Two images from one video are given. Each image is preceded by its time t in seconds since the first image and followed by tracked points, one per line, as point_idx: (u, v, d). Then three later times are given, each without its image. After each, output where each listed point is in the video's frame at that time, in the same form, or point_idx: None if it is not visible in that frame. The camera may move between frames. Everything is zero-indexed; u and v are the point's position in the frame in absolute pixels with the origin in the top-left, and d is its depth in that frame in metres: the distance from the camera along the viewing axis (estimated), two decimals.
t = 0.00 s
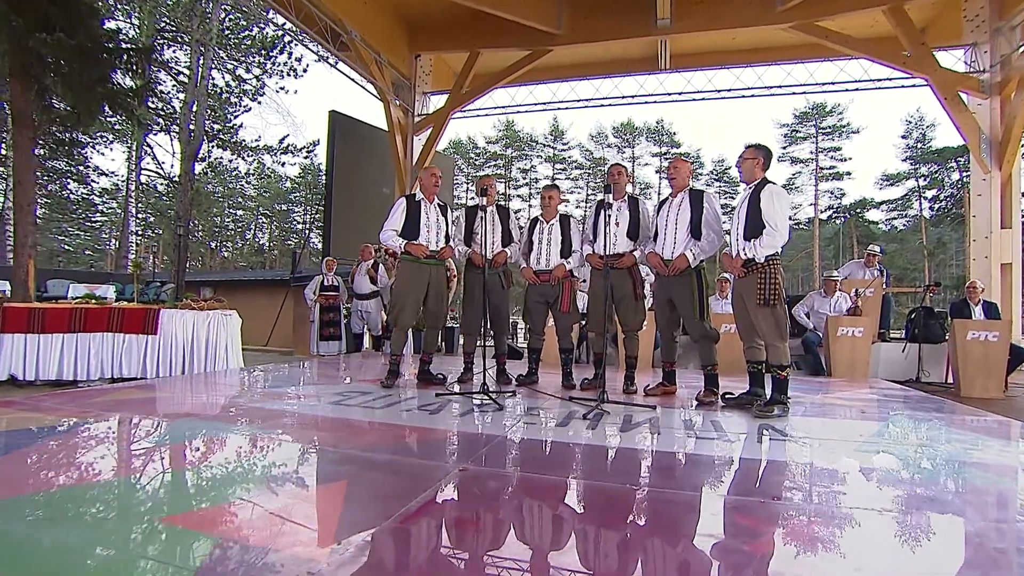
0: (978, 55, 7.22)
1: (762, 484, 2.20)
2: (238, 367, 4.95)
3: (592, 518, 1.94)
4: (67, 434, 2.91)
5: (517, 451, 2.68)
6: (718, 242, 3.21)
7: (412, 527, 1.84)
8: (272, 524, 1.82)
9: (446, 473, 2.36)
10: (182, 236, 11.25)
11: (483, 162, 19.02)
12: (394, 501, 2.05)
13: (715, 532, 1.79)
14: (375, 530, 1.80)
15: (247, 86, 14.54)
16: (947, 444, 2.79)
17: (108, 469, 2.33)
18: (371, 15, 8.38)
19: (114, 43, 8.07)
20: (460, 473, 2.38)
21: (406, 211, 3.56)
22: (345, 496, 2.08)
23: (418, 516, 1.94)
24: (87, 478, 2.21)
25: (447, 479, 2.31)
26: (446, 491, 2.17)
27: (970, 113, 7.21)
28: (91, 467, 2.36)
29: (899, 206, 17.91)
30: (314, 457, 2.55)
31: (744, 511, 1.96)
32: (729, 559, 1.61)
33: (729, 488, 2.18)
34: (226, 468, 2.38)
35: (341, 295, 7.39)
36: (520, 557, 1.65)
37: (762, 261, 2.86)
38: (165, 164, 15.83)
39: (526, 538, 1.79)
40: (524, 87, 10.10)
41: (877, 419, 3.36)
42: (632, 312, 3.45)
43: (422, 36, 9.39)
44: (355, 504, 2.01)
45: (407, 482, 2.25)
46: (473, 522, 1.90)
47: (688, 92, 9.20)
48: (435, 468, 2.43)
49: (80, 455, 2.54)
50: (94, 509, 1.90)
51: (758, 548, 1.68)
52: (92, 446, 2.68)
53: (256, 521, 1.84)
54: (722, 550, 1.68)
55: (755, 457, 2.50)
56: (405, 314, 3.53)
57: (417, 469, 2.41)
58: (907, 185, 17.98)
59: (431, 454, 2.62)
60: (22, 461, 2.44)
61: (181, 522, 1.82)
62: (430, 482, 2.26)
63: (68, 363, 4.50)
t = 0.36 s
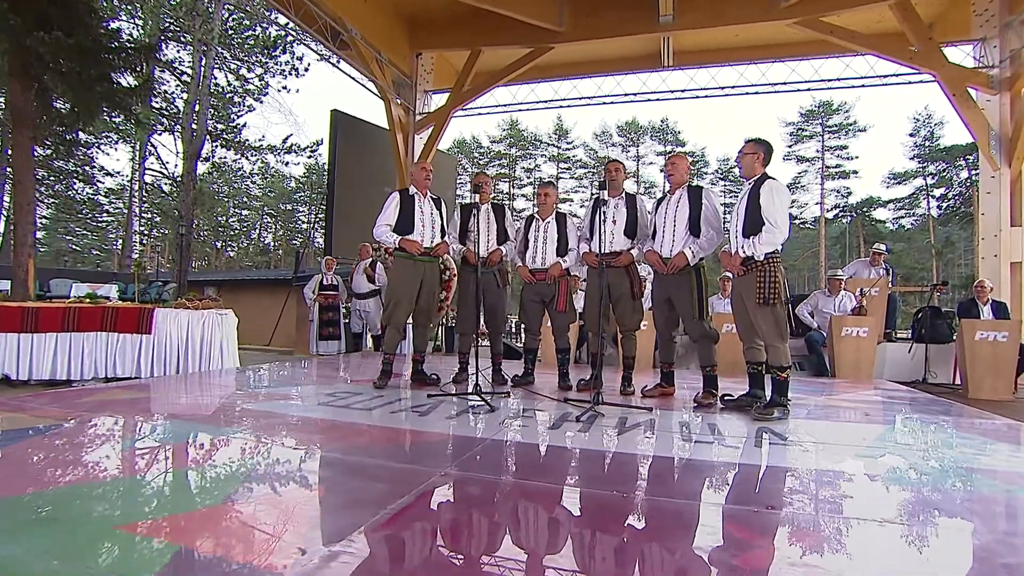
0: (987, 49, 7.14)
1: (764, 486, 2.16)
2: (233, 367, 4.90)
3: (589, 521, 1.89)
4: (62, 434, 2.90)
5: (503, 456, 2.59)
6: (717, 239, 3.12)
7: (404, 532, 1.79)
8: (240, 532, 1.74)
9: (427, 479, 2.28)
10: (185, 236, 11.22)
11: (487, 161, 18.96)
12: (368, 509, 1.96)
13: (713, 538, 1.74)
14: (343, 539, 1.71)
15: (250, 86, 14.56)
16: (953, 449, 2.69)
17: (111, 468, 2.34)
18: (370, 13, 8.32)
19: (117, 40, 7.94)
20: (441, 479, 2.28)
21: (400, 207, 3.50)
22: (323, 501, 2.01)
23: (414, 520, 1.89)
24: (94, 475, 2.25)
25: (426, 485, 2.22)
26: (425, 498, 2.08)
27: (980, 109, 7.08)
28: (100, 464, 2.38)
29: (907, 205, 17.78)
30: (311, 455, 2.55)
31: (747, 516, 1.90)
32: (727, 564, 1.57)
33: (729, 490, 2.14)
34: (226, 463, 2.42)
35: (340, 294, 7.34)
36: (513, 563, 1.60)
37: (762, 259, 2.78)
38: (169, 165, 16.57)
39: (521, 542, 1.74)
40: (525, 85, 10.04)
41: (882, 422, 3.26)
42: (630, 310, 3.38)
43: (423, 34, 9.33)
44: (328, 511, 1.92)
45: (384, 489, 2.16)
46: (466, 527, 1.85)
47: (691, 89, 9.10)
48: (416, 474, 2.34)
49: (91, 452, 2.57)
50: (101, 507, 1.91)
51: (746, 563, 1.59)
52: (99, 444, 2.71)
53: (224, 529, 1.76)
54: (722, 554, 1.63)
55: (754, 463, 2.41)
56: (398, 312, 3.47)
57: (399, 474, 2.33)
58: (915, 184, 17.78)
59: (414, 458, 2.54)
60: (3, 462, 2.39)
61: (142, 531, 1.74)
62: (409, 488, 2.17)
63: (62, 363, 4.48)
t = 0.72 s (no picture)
0: (997, 44, 7.01)
1: (767, 489, 2.12)
2: (229, 366, 4.87)
3: (588, 524, 1.84)
4: (53, 433, 2.86)
5: (488, 460, 2.50)
6: (716, 236, 3.05)
7: (400, 533, 1.74)
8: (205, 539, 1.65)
9: (405, 484, 2.19)
10: (187, 235, 11.19)
11: (492, 161, 18.88)
12: (338, 516, 1.86)
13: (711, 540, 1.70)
14: (305, 548, 1.61)
15: (254, 86, 14.53)
16: (960, 454, 2.59)
17: (110, 468, 2.28)
18: (371, 11, 8.26)
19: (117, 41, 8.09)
20: (419, 485, 2.19)
21: (394, 205, 3.43)
22: (298, 506, 1.92)
23: (410, 521, 1.85)
24: (100, 474, 2.21)
25: (403, 490, 2.12)
26: (400, 504, 1.98)
27: (989, 105, 6.95)
28: (107, 463, 2.34)
29: (915, 204, 17.52)
30: (309, 458, 2.46)
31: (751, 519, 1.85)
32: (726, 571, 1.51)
33: (731, 491, 2.11)
34: (237, 463, 2.36)
35: (340, 293, 7.30)
36: (505, 568, 1.53)
37: (762, 257, 2.70)
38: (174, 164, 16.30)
39: (516, 547, 1.68)
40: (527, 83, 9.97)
41: (886, 425, 3.16)
42: (628, 309, 3.31)
43: (425, 32, 9.27)
44: (299, 517, 1.83)
45: (359, 493, 2.07)
46: (460, 529, 1.79)
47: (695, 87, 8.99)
48: (395, 478, 2.25)
49: (97, 451, 2.53)
50: (106, 506, 1.86)
51: (741, 571, 1.52)
52: (97, 443, 2.66)
53: (189, 536, 1.67)
54: (722, 557, 1.59)
55: (752, 468, 2.32)
56: (392, 312, 3.40)
57: (379, 479, 2.24)
58: (924, 182, 17.55)
59: (395, 463, 2.45)
60: None
61: (99, 539, 1.64)
62: (385, 493, 2.08)
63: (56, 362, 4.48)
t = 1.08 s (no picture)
0: (1008, 39, 6.87)
1: (770, 491, 2.07)
2: (225, 366, 4.84)
3: (586, 526, 1.79)
4: (47, 432, 2.84)
5: (472, 464, 2.41)
6: (715, 234, 2.97)
7: (394, 536, 1.70)
8: (173, 544, 1.58)
9: (383, 489, 2.10)
10: (192, 234, 11.24)
11: (497, 160, 18.80)
12: (316, 518, 1.80)
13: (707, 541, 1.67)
14: (279, 553, 1.55)
15: (258, 86, 14.55)
16: (967, 459, 2.51)
17: (97, 468, 2.24)
18: (373, 10, 8.22)
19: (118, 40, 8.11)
20: (400, 489, 2.11)
21: (388, 202, 3.38)
22: (274, 509, 1.86)
23: (404, 524, 1.79)
24: (106, 472, 2.20)
25: (380, 495, 2.04)
26: (375, 509, 1.90)
27: (1000, 101, 6.81)
28: (112, 462, 2.33)
29: (924, 203, 17.22)
30: (297, 460, 2.41)
31: (754, 521, 1.81)
32: None
33: (730, 493, 2.06)
34: (242, 463, 2.35)
35: (341, 293, 7.27)
36: (503, 572, 1.49)
37: (762, 254, 2.63)
38: (179, 164, 16.75)
39: (512, 551, 1.63)
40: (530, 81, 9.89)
41: (890, 428, 3.06)
42: (626, 309, 3.24)
43: (427, 31, 9.21)
44: (277, 520, 1.77)
45: (341, 496, 2.01)
46: (457, 532, 1.75)
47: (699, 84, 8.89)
48: (373, 483, 2.16)
49: (104, 449, 2.53)
50: (111, 504, 1.86)
51: None
52: (85, 442, 2.63)
53: (153, 542, 1.59)
54: (723, 561, 1.55)
55: (751, 474, 2.23)
56: (386, 311, 3.34)
57: (358, 482, 2.16)
58: (933, 180, 17.31)
59: (377, 465, 2.37)
60: None
61: (63, 545, 1.57)
62: (361, 498, 2.00)
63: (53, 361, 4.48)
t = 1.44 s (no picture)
0: (1020, 33, 6.72)
1: (772, 493, 2.03)
2: (223, 365, 4.83)
3: (583, 528, 1.75)
4: (32, 431, 2.80)
5: (456, 468, 2.32)
6: (714, 231, 2.90)
7: (388, 538, 1.66)
8: (129, 556, 1.50)
9: (364, 492, 2.03)
10: (196, 234, 11.25)
11: (503, 160, 18.72)
12: (300, 519, 1.77)
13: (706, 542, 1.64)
14: (257, 556, 1.51)
15: (264, 87, 14.63)
16: (975, 463, 2.43)
17: (74, 470, 2.18)
18: (375, 8, 8.17)
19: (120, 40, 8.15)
20: (383, 491, 2.04)
21: (381, 199, 3.34)
22: (254, 510, 1.82)
23: (397, 525, 1.76)
24: (107, 470, 2.18)
25: (361, 498, 1.97)
26: (358, 512, 1.84)
27: (1011, 97, 6.67)
28: (113, 460, 2.31)
29: (936, 201, 17.03)
30: (280, 461, 2.34)
31: (757, 523, 1.77)
32: None
33: (731, 494, 2.02)
34: (244, 460, 2.35)
35: (342, 292, 7.23)
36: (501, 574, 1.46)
37: (761, 251, 2.56)
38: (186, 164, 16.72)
39: (507, 553, 1.59)
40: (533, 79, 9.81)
41: (896, 432, 2.96)
42: (624, 308, 3.18)
43: (430, 29, 9.15)
44: (257, 522, 1.73)
45: (326, 496, 1.97)
46: (452, 534, 1.71)
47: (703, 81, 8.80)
48: (349, 487, 2.07)
49: (105, 447, 2.52)
50: (121, 502, 1.86)
51: None
52: (75, 441, 2.61)
53: (105, 557, 1.50)
54: (724, 564, 1.51)
55: (750, 479, 2.16)
56: (380, 309, 3.31)
57: (335, 486, 2.08)
58: (944, 178, 17.09)
59: (356, 468, 2.29)
60: None
61: (37, 547, 1.54)
62: (334, 503, 1.91)
63: (50, 361, 4.49)
